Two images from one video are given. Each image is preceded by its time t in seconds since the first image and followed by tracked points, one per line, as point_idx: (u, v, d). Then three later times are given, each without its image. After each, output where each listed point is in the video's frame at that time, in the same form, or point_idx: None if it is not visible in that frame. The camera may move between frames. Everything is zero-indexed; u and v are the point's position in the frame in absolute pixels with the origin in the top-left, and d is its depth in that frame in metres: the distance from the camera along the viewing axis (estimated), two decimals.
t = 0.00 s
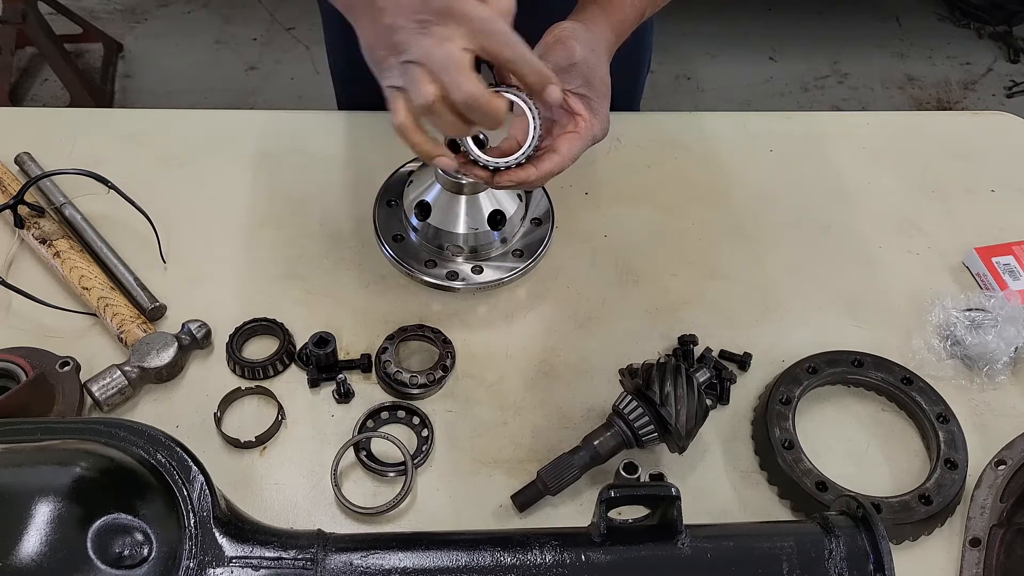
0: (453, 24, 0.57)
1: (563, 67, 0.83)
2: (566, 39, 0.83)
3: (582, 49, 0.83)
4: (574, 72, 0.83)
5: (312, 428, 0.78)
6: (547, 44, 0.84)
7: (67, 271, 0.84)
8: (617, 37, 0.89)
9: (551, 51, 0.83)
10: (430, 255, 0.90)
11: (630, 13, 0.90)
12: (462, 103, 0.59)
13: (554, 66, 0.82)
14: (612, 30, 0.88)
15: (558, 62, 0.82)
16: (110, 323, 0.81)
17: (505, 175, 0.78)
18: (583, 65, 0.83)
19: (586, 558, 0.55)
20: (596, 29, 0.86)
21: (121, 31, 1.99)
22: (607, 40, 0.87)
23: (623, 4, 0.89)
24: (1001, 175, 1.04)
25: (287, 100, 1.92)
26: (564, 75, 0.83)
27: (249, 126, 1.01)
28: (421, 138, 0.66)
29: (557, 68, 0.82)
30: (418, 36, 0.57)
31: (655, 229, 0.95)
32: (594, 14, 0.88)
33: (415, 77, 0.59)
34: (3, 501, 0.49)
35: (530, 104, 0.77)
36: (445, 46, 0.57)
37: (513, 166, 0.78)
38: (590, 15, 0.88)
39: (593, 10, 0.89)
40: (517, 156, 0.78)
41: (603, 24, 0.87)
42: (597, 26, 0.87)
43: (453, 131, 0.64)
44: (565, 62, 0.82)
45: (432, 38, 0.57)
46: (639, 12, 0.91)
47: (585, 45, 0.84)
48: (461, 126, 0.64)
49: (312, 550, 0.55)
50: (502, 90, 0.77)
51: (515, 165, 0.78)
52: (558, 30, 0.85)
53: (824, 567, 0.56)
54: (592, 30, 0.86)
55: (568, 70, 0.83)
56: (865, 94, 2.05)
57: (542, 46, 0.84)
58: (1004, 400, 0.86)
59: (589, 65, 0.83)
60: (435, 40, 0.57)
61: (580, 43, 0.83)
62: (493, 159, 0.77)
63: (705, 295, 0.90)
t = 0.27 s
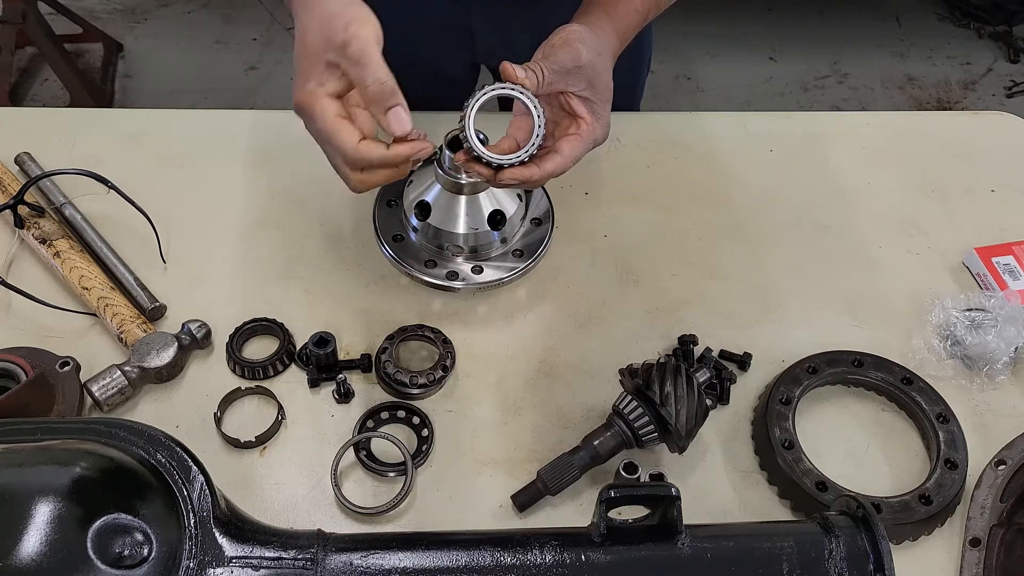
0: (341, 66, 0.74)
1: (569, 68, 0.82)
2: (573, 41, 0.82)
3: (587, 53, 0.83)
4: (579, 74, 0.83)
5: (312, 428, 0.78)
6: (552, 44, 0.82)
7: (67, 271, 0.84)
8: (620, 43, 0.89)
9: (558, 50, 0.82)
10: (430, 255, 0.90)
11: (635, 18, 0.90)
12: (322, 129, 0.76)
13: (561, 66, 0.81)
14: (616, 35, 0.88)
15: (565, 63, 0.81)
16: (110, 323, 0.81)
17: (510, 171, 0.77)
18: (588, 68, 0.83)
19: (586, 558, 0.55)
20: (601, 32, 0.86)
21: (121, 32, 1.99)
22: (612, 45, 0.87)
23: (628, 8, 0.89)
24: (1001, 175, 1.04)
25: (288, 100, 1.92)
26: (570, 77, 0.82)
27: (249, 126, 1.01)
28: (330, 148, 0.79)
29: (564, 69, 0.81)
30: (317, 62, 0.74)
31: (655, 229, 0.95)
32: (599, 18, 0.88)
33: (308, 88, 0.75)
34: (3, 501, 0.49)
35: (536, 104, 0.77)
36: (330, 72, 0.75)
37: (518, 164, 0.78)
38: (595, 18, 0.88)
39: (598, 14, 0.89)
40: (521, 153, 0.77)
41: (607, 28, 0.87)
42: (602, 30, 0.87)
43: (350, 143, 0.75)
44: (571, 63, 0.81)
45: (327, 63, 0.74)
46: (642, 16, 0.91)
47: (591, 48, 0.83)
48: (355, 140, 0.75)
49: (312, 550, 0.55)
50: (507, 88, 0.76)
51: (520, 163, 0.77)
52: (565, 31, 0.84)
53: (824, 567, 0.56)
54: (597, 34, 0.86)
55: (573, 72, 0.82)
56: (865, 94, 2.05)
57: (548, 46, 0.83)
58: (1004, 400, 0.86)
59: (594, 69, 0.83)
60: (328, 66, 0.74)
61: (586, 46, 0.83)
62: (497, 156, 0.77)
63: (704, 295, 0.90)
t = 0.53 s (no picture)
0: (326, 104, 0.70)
1: (558, 67, 0.82)
2: (563, 40, 0.83)
3: (577, 51, 0.83)
4: (569, 73, 0.83)
5: (312, 428, 0.78)
6: (542, 43, 0.83)
7: (67, 271, 0.84)
8: (615, 43, 0.89)
9: (547, 50, 0.83)
10: (430, 255, 0.90)
11: (630, 18, 0.90)
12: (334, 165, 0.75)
13: (550, 65, 0.82)
14: (611, 34, 0.88)
15: (554, 62, 0.82)
16: (110, 323, 0.81)
17: (500, 167, 0.77)
18: (578, 67, 0.83)
19: (586, 558, 0.55)
20: (594, 32, 0.86)
21: (121, 32, 1.99)
22: (605, 46, 0.87)
23: (623, 8, 0.89)
24: (1001, 175, 1.04)
25: (287, 100, 1.92)
26: (559, 75, 0.83)
27: (249, 126, 1.01)
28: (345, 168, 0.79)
29: (553, 67, 0.82)
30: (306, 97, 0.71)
31: (655, 229, 0.95)
32: (593, 18, 0.88)
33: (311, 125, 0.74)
34: (3, 501, 0.49)
35: (524, 99, 0.76)
36: (318, 109, 0.71)
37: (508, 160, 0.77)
38: (588, 18, 0.88)
39: (593, 13, 0.88)
40: (512, 148, 0.77)
41: (602, 28, 0.87)
42: (595, 30, 0.87)
43: (369, 169, 0.75)
44: (560, 62, 0.82)
45: (311, 99, 0.71)
46: (637, 17, 0.91)
47: (581, 47, 0.84)
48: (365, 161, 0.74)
49: (312, 550, 0.55)
50: (494, 83, 0.75)
51: (509, 159, 0.77)
52: (555, 31, 0.84)
53: (824, 567, 0.56)
54: (590, 33, 0.86)
55: (563, 70, 0.83)
56: (865, 94, 2.05)
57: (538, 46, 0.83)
58: (1004, 400, 0.86)
59: (584, 68, 0.84)
60: (315, 102, 0.71)
61: (576, 45, 0.83)
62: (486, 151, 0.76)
63: (705, 295, 0.90)
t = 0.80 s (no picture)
0: (397, 80, 0.63)
1: (554, 62, 0.82)
2: (559, 36, 0.83)
3: (574, 46, 0.83)
4: (566, 68, 0.83)
5: (312, 428, 0.78)
6: (538, 39, 0.84)
7: (67, 271, 0.84)
8: (613, 39, 0.89)
9: (543, 46, 0.83)
10: (430, 255, 0.90)
11: (627, 14, 0.90)
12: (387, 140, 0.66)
13: (546, 60, 0.82)
14: (608, 30, 0.88)
15: (550, 57, 0.82)
16: (110, 323, 0.81)
17: (497, 161, 0.77)
18: (575, 62, 0.83)
19: (585, 558, 0.55)
20: (593, 29, 0.86)
21: (121, 32, 1.99)
22: (603, 42, 0.87)
23: (621, 3, 0.89)
24: (1001, 175, 1.04)
25: (287, 100, 1.92)
26: (556, 71, 0.83)
27: (249, 126, 1.01)
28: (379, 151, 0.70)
29: (549, 63, 0.82)
30: (362, 75, 0.63)
31: (655, 229, 0.95)
32: (590, 14, 0.88)
33: (356, 111, 0.66)
34: (4, 501, 0.49)
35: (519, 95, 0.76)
36: (382, 84, 0.63)
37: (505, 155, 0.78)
38: (586, 14, 0.88)
39: (591, 10, 0.88)
40: (509, 143, 0.77)
41: (600, 25, 0.87)
42: (592, 25, 0.87)
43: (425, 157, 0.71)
44: (556, 57, 0.82)
45: (374, 72, 0.63)
46: (636, 13, 0.91)
47: (578, 42, 0.84)
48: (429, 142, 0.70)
49: (312, 550, 0.55)
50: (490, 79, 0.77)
51: (507, 154, 0.77)
52: (552, 27, 0.85)
53: (825, 567, 0.56)
54: (587, 29, 0.86)
55: (559, 66, 0.83)
56: (865, 94, 2.05)
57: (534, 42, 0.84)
58: (1004, 400, 0.86)
59: (581, 62, 0.84)
60: (376, 76, 0.63)
61: (573, 40, 0.83)
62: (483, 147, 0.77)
63: (705, 295, 0.90)
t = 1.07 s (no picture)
0: (430, 69, 0.65)
1: (557, 62, 0.82)
2: (562, 36, 0.83)
3: (576, 46, 0.83)
4: (568, 68, 0.83)
5: (312, 428, 0.78)
6: (541, 39, 0.84)
7: (67, 271, 0.84)
8: (614, 39, 0.89)
9: (545, 46, 0.83)
10: (430, 255, 0.90)
11: (628, 13, 0.90)
12: (423, 131, 0.66)
13: (548, 60, 0.82)
14: (609, 29, 0.88)
15: (552, 57, 0.82)
16: (110, 323, 0.81)
17: (501, 162, 0.77)
18: (577, 62, 0.83)
19: (585, 558, 0.55)
20: (594, 28, 0.86)
21: (121, 32, 1.99)
22: (604, 42, 0.87)
23: (621, 2, 0.89)
24: (1001, 175, 1.04)
25: (287, 100, 1.92)
26: (558, 70, 0.83)
27: (250, 126, 1.01)
28: (412, 145, 0.70)
29: (552, 63, 0.82)
30: (394, 67, 0.65)
31: (655, 229, 0.95)
32: (591, 13, 0.88)
33: (389, 103, 0.66)
34: (4, 501, 0.49)
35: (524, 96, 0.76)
36: (415, 75, 0.65)
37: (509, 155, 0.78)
38: (586, 13, 0.88)
39: (593, 10, 0.88)
40: (513, 143, 0.77)
41: (602, 24, 0.87)
42: (593, 25, 0.87)
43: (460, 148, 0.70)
44: (559, 57, 0.82)
45: (407, 64, 0.65)
46: (636, 12, 0.91)
47: (580, 42, 0.84)
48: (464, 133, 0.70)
49: (312, 550, 0.55)
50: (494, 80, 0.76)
51: (510, 154, 0.77)
52: (554, 27, 0.84)
53: (825, 567, 0.56)
54: (588, 28, 0.86)
55: (562, 66, 0.83)
56: (865, 94, 2.05)
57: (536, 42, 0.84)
58: (1004, 400, 0.86)
59: (583, 62, 0.84)
60: (409, 67, 0.65)
61: (575, 40, 0.83)
62: (487, 148, 0.77)
63: (704, 295, 0.90)
